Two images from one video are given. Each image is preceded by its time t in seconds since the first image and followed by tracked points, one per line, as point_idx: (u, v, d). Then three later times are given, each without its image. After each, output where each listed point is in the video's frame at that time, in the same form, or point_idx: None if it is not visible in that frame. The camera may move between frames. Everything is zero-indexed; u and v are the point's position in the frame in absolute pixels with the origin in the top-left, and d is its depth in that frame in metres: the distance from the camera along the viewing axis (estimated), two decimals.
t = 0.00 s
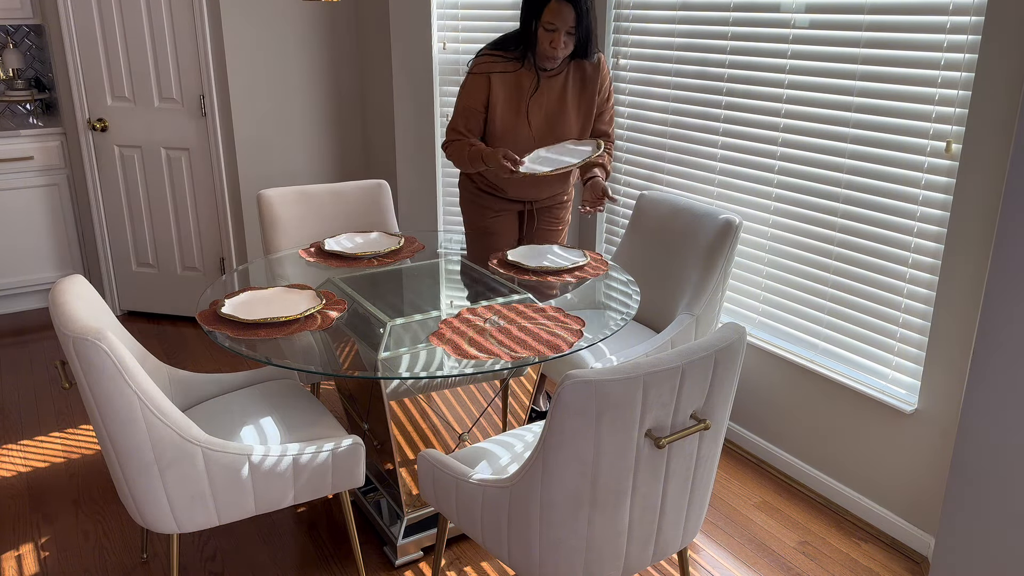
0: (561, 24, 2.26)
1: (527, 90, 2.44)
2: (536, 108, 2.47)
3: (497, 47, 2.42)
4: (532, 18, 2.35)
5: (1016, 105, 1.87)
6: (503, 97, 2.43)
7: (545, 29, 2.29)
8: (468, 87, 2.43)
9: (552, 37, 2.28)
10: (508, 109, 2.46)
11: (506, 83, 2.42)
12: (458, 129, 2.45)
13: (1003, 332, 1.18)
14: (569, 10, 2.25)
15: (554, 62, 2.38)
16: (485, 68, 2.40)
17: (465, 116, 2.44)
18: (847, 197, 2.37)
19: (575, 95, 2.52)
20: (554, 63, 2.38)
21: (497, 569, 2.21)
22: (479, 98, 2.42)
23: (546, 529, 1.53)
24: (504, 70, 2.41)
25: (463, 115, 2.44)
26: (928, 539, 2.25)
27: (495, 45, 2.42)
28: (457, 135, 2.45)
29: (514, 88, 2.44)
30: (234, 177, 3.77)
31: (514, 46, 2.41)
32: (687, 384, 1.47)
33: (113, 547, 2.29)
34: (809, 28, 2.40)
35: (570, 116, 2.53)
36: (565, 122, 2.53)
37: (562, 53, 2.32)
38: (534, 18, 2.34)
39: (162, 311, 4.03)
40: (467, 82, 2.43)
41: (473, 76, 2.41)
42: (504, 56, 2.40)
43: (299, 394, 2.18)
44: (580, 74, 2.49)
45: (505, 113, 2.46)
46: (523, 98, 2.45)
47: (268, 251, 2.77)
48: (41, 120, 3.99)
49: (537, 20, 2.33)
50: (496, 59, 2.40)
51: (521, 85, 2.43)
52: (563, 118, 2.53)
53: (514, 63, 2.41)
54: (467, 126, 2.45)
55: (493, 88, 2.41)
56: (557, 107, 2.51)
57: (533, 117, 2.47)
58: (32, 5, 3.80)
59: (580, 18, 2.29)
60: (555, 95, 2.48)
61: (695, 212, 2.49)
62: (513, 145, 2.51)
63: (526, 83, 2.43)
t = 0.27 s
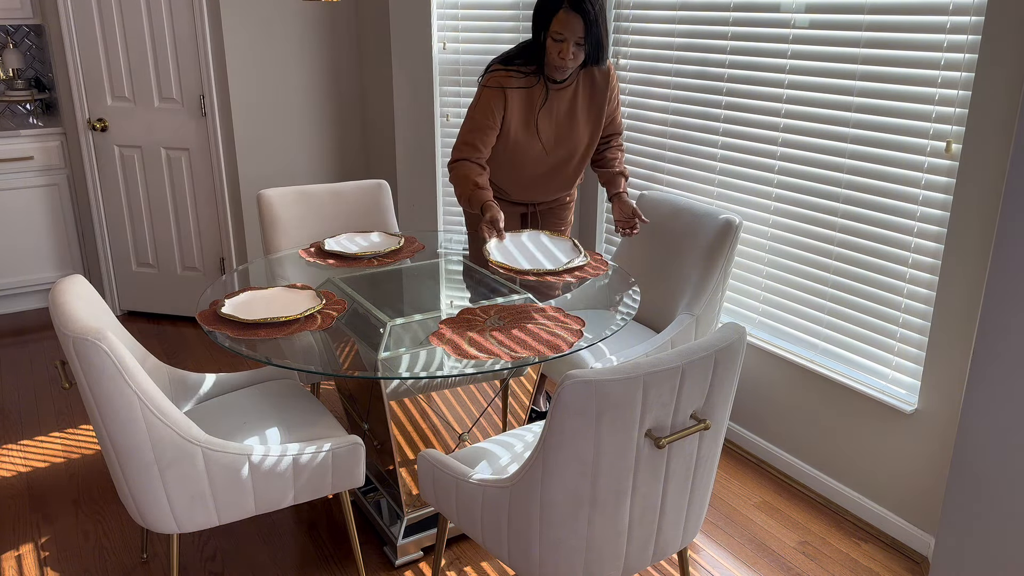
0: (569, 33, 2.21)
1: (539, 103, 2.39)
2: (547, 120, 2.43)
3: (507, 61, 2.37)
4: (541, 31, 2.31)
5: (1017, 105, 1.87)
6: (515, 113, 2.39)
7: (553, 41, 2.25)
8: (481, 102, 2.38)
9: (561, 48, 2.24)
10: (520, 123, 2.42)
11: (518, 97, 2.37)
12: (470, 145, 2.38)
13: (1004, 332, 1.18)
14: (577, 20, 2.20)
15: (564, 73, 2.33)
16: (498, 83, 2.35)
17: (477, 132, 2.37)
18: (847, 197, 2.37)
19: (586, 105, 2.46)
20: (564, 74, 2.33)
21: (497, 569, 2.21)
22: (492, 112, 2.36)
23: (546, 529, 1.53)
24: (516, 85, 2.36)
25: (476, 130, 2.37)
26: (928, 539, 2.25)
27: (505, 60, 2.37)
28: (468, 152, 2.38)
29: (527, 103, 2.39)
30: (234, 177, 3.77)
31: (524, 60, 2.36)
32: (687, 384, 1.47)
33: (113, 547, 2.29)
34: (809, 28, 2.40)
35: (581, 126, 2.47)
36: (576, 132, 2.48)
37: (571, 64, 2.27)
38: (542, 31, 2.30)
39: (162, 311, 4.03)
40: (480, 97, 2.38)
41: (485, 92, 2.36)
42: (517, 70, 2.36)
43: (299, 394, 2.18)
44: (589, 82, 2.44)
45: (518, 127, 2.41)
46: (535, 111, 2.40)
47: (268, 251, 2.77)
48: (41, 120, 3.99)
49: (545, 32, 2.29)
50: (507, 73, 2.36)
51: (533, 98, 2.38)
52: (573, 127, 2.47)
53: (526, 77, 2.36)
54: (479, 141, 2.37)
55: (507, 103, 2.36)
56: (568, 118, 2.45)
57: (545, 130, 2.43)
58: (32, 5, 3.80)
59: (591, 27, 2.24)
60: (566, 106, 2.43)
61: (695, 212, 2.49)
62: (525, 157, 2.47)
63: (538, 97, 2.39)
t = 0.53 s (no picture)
0: (577, 53, 2.09)
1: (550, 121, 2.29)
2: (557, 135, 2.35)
3: (515, 81, 2.23)
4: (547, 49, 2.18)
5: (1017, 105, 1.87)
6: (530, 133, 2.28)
7: (560, 59, 2.13)
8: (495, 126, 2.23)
9: (569, 66, 2.12)
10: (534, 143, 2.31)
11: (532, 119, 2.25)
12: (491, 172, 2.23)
13: (1003, 332, 1.18)
14: (584, 39, 2.07)
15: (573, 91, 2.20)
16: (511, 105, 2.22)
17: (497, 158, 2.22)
18: (847, 197, 2.37)
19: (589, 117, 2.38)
20: (572, 92, 2.22)
21: (497, 569, 2.21)
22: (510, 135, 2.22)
23: (546, 529, 1.53)
24: (529, 106, 2.23)
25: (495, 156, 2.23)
26: (928, 539, 2.25)
27: (515, 80, 2.23)
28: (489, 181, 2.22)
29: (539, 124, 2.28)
30: (234, 176, 3.77)
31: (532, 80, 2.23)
32: (687, 384, 1.47)
33: (113, 547, 2.29)
34: (809, 28, 2.40)
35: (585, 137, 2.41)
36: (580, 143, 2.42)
37: (579, 82, 2.15)
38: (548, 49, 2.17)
39: (162, 310, 4.02)
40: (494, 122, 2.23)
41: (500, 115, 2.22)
42: (529, 92, 2.22)
43: (299, 394, 2.18)
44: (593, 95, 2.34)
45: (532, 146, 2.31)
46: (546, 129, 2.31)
47: (268, 251, 2.77)
48: (42, 120, 3.99)
49: (551, 51, 2.16)
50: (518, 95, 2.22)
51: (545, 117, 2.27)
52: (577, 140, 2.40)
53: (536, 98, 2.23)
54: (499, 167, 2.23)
55: (522, 127, 2.23)
56: (574, 131, 2.37)
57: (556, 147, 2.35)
58: (32, 5, 3.80)
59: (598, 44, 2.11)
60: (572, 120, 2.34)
61: (695, 212, 2.49)
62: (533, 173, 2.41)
63: (549, 117, 2.28)
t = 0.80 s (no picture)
0: (581, 62, 2.08)
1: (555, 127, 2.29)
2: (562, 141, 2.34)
3: (520, 89, 2.24)
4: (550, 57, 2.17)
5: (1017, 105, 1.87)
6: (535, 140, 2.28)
7: (563, 67, 2.12)
8: (501, 132, 2.24)
9: (573, 75, 2.12)
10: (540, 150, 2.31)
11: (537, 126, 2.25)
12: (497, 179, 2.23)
13: (1003, 332, 1.18)
14: (588, 47, 2.06)
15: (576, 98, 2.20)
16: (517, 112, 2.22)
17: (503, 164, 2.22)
18: (847, 197, 2.37)
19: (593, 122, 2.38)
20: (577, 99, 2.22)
21: (497, 569, 2.21)
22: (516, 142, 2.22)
23: (546, 530, 1.53)
24: (534, 114, 2.23)
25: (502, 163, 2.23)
26: (928, 539, 2.25)
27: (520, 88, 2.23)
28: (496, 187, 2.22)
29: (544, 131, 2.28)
30: (234, 176, 3.77)
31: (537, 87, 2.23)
32: (687, 384, 1.47)
33: (113, 547, 2.29)
34: (809, 28, 2.40)
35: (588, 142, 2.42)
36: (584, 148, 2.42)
37: (583, 90, 2.15)
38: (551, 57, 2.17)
39: (162, 310, 4.02)
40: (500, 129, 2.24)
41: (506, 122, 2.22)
42: (534, 100, 2.22)
43: (299, 394, 2.18)
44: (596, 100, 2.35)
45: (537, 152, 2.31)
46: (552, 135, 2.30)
47: (268, 251, 2.77)
48: (41, 120, 3.99)
49: (555, 59, 2.15)
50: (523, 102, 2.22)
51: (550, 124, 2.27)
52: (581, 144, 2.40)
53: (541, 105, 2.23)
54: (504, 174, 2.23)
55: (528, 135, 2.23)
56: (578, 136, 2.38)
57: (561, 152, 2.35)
58: (32, 5, 3.80)
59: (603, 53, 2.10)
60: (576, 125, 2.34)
61: (695, 212, 2.49)
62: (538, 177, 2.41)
63: (554, 124, 2.28)
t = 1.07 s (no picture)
0: (571, 55, 2.09)
1: (550, 123, 2.30)
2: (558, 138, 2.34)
3: (515, 83, 2.25)
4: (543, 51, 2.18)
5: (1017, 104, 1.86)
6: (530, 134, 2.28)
7: (555, 61, 2.13)
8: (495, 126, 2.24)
9: (564, 69, 2.12)
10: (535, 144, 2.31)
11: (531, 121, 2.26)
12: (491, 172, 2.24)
13: (1003, 332, 1.18)
14: (578, 41, 2.07)
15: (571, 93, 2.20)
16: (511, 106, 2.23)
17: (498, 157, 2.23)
18: (847, 197, 2.37)
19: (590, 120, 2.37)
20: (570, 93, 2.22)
21: (497, 569, 2.21)
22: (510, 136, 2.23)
23: (546, 530, 1.53)
24: (528, 108, 2.24)
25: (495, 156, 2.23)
26: (928, 539, 2.25)
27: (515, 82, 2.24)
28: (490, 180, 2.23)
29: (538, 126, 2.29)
30: (234, 176, 3.77)
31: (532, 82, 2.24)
32: (687, 384, 1.47)
33: (113, 547, 2.29)
34: (809, 28, 2.40)
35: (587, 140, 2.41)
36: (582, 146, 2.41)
37: (574, 83, 2.15)
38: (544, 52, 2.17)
39: (162, 310, 4.02)
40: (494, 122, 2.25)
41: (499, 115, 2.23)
42: (528, 94, 2.24)
43: (299, 394, 2.18)
44: (594, 97, 2.35)
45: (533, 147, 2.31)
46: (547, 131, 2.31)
47: (268, 251, 2.77)
48: (42, 120, 3.99)
49: (547, 54, 2.16)
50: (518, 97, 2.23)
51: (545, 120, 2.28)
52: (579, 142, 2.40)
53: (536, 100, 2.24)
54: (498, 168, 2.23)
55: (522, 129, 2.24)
56: (575, 133, 2.37)
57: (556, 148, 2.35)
58: (32, 5, 3.80)
59: (593, 47, 2.11)
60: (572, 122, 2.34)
61: (695, 212, 2.49)
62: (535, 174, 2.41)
63: (548, 119, 2.28)
